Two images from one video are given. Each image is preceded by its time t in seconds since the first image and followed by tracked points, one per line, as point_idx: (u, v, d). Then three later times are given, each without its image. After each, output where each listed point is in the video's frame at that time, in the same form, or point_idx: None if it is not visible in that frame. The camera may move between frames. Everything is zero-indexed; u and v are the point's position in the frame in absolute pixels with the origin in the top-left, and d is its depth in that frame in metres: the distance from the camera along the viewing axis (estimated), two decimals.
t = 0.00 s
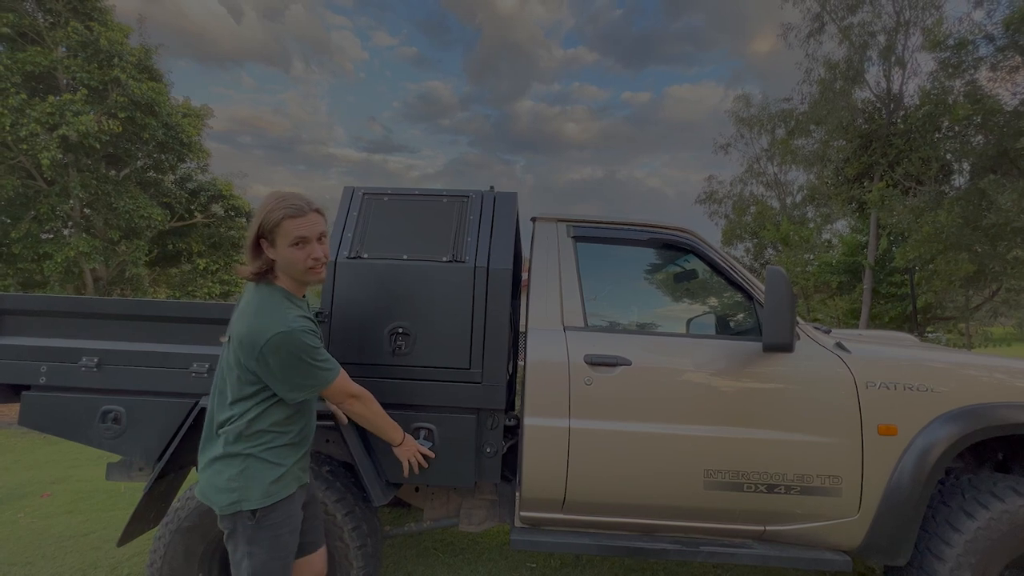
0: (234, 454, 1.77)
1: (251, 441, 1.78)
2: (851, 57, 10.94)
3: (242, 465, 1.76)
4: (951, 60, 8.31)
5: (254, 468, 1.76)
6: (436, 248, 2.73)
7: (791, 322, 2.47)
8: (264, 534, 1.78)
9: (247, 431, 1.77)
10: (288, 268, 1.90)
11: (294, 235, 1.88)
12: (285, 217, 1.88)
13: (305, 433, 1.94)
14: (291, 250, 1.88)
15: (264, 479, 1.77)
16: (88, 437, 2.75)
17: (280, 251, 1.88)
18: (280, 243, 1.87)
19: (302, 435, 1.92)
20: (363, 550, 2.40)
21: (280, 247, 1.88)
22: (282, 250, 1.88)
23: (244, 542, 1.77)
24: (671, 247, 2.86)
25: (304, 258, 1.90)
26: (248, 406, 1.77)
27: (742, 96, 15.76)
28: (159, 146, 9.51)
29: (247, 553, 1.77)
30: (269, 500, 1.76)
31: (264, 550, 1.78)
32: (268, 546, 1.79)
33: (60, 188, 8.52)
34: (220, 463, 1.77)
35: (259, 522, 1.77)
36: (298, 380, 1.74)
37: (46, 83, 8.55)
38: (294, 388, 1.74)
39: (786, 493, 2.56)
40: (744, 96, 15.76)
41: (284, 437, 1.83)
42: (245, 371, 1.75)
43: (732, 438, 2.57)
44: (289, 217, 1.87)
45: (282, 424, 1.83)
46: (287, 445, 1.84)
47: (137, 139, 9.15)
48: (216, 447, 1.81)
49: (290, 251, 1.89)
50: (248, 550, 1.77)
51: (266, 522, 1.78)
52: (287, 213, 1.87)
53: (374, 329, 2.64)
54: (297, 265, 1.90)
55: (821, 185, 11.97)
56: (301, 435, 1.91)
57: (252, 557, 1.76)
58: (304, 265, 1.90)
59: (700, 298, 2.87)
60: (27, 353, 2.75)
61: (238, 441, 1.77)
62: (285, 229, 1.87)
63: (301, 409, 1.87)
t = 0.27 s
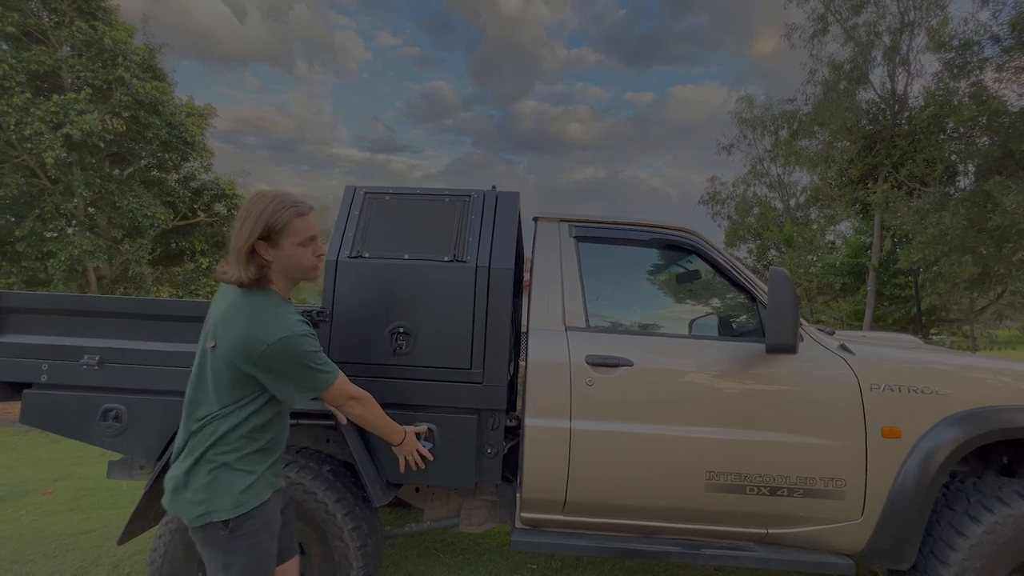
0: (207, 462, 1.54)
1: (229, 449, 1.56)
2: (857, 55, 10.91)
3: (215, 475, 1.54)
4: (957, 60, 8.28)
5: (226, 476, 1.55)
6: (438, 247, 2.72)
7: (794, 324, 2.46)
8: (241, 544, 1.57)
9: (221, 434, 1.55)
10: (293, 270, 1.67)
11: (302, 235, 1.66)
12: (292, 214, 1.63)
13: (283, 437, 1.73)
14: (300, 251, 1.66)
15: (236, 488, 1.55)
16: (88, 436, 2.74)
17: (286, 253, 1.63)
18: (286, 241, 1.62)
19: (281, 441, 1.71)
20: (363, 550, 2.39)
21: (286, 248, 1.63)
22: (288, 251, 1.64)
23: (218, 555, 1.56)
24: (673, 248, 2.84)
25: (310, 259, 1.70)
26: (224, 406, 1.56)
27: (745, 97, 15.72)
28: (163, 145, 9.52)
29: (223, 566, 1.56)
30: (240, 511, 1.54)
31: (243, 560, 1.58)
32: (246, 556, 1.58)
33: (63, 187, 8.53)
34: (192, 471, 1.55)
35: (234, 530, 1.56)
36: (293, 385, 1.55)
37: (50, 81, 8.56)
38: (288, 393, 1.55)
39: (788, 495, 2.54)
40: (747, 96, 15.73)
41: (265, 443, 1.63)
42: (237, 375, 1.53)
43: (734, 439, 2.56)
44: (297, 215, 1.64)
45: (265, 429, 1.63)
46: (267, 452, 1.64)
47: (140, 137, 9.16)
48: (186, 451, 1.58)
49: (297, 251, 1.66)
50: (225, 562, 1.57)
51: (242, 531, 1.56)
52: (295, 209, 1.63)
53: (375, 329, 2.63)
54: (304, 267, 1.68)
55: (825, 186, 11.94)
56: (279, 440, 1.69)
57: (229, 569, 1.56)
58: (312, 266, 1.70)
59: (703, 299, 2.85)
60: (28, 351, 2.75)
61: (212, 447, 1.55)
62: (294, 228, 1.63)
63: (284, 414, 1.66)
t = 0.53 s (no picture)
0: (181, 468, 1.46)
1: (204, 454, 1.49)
2: (862, 55, 10.88)
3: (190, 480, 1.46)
4: (962, 59, 8.24)
5: (200, 482, 1.48)
6: (440, 247, 2.72)
7: (797, 323, 2.45)
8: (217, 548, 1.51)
9: (196, 439, 1.48)
10: (293, 275, 1.68)
11: (307, 241, 1.70)
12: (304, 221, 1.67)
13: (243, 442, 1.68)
14: (304, 256, 1.69)
15: (210, 495, 1.49)
16: (93, 434, 2.75)
17: (294, 257, 1.66)
18: (299, 246, 1.65)
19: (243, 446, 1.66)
20: (365, 549, 2.40)
21: (296, 253, 1.65)
22: (296, 256, 1.66)
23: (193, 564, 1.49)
24: (675, 248, 2.84)
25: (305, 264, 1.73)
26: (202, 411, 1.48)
27: (748, 97, 15.69)
28: (167, 144, 9.55)
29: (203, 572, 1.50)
30: (216, 519, 1.48)
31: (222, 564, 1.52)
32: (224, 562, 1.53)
33: (68, 186, 8.57)
34: (161, 479, 1.45)
35: (209, 536, 1.50)
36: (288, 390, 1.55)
37: (55, 81, 8.58)
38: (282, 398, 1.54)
39: (790, 496, 2.54)
40: (751, 96, 15.70)
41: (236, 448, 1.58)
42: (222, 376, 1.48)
43: (736, 439, 2.55)
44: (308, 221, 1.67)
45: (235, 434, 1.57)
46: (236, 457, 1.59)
47: (144, 137, 9.19)
48: (150, 460, 1.46)
49: (302, 257, 1.68)
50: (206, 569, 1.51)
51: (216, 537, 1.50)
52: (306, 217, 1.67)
53: (377, 328, 2.64)
54: (301, 273, 1.71)
55: (829, 186, 11.90)
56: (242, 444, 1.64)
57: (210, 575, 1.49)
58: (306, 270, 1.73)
59: (705, 299, 2.85)
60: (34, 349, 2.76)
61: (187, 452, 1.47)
62: (306, 235, 1.67)
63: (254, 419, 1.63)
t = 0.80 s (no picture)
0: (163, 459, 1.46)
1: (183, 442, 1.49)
2: (866, 53, 10.84)
3: (174, 471, 1.46)
4: (965, 57, 8.20)
5: (184, 470, 1.48)
6: (442, 246, 2.73)
7: (797, 323, 2.45)
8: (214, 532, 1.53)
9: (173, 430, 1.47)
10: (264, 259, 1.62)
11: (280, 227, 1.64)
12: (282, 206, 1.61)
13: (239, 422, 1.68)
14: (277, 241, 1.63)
15: (197, 480, 1.50)
16: (98, 431, 2.76)
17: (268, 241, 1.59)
18: (275, 231, 1.59)
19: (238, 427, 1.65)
20: (366, 546, 2.40)
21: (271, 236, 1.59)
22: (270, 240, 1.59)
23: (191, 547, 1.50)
24: (677, 247, 2.84)
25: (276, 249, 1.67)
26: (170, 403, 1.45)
27: (750, 95, 15.66)
28: (169, 142, 9.57)
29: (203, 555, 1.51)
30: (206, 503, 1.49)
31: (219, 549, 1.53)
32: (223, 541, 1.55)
33: (71, 184, 8.59)
34: (143, 471, 1.45)
35: (205, 520, 1.52)
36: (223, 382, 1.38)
37: (59, 79, 8.60)
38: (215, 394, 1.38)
39: (790, 494, 2.55)
40: (753, 95, 15.66)
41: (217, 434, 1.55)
42: (176, 364, 1.40)
43: (736, 438, 2.56)
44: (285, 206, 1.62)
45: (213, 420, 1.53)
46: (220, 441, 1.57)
47: (146, 135, 9.20)
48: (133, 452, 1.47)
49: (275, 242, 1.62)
50: (205, 553, 1.52)
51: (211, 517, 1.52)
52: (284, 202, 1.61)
53: (379, 327, 2.64)
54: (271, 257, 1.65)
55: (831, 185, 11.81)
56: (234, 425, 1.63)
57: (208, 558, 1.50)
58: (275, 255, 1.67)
59: (707, 299, 2.85)
60: (38, 347, 2.78)
61: (167, 441, 1.47)
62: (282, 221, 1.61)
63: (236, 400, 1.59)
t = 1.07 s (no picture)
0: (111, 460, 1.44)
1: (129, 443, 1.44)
2: (869, 49, 10.79)
3: (121, 475, 1.43)
4: (969, 53, 8.16)
5: (132, 472, 1.43)
6: (443, 244, 2.73)
7: (798, 320, 2.45)
8: (165, 541, 1.47)
9: (117, 431, 1.42)
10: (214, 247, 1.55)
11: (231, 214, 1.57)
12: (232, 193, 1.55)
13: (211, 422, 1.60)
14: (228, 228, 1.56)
15: (144, 487, 1.44)
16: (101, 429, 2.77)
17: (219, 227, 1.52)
18: (225, 216, 1.52)
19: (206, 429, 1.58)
20: (369, 542, 2.40)
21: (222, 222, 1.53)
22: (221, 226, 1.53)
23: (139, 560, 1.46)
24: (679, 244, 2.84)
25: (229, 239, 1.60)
26: (108, 399, 1.40)
27: (752, 92, 15.61)
28: (170, 140, 9.56)
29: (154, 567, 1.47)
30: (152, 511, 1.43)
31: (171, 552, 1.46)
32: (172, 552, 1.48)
33: (73, 181, 8.61)
34: (95, 472, 1.45)
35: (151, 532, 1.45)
36: (139, 372, 1.30)
37: (60, 77, 8.60)
38: (131, 382, 1.30)
39: (791, 492, 2.55)
40: (754, 91, 15.62)
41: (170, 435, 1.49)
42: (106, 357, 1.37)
43: (737, 436, 2.56)
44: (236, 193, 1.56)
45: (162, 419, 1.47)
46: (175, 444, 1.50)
47: (148, 132, 9.20)
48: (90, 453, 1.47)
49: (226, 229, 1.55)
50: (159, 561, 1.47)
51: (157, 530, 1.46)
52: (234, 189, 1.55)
53: (380, 325, 2.65)
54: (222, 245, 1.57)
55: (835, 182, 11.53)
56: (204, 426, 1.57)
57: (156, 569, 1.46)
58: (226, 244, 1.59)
59: (709, 296, 2.85)
60: (41, 344, 2.78)
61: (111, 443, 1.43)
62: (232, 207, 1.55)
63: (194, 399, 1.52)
